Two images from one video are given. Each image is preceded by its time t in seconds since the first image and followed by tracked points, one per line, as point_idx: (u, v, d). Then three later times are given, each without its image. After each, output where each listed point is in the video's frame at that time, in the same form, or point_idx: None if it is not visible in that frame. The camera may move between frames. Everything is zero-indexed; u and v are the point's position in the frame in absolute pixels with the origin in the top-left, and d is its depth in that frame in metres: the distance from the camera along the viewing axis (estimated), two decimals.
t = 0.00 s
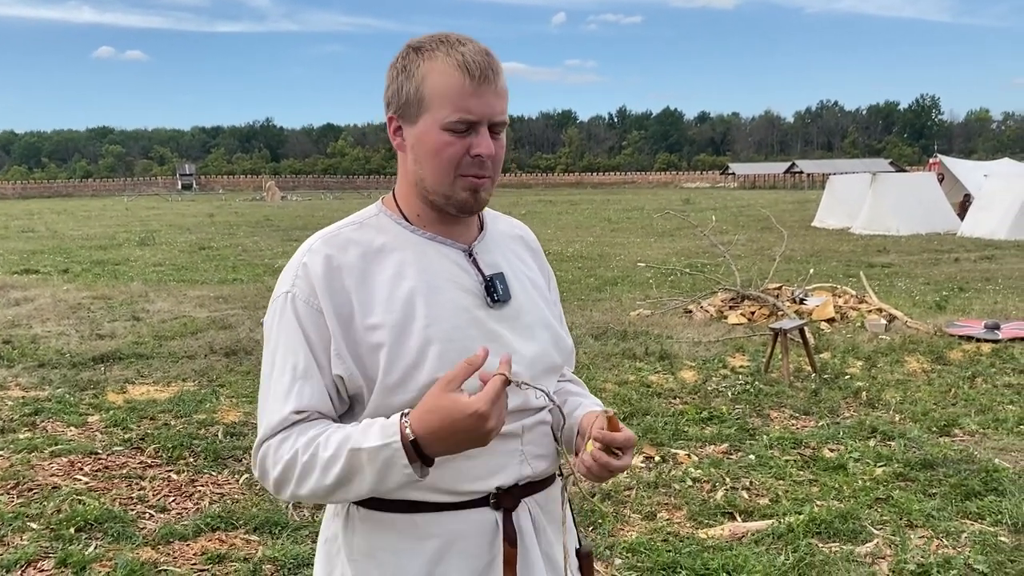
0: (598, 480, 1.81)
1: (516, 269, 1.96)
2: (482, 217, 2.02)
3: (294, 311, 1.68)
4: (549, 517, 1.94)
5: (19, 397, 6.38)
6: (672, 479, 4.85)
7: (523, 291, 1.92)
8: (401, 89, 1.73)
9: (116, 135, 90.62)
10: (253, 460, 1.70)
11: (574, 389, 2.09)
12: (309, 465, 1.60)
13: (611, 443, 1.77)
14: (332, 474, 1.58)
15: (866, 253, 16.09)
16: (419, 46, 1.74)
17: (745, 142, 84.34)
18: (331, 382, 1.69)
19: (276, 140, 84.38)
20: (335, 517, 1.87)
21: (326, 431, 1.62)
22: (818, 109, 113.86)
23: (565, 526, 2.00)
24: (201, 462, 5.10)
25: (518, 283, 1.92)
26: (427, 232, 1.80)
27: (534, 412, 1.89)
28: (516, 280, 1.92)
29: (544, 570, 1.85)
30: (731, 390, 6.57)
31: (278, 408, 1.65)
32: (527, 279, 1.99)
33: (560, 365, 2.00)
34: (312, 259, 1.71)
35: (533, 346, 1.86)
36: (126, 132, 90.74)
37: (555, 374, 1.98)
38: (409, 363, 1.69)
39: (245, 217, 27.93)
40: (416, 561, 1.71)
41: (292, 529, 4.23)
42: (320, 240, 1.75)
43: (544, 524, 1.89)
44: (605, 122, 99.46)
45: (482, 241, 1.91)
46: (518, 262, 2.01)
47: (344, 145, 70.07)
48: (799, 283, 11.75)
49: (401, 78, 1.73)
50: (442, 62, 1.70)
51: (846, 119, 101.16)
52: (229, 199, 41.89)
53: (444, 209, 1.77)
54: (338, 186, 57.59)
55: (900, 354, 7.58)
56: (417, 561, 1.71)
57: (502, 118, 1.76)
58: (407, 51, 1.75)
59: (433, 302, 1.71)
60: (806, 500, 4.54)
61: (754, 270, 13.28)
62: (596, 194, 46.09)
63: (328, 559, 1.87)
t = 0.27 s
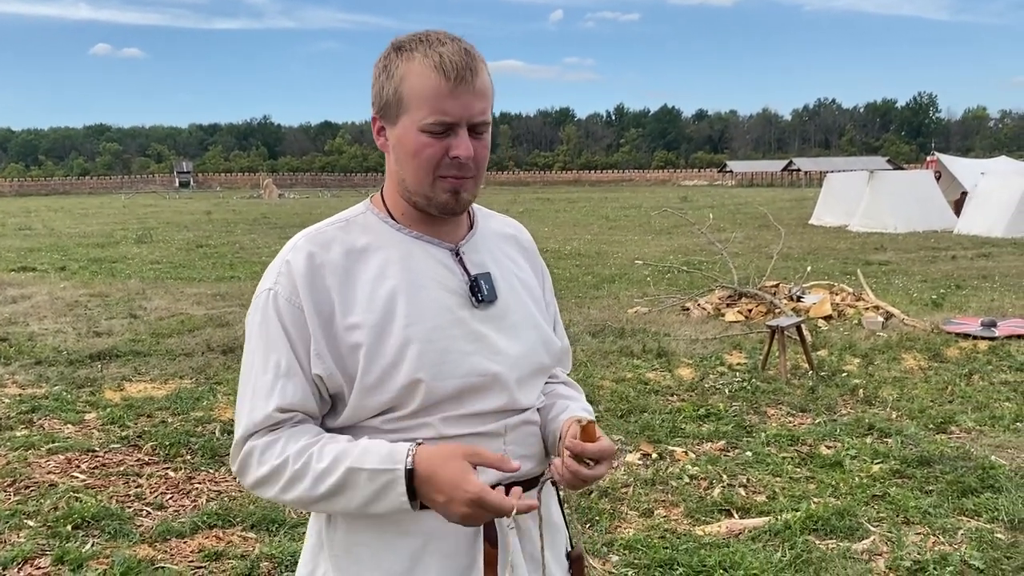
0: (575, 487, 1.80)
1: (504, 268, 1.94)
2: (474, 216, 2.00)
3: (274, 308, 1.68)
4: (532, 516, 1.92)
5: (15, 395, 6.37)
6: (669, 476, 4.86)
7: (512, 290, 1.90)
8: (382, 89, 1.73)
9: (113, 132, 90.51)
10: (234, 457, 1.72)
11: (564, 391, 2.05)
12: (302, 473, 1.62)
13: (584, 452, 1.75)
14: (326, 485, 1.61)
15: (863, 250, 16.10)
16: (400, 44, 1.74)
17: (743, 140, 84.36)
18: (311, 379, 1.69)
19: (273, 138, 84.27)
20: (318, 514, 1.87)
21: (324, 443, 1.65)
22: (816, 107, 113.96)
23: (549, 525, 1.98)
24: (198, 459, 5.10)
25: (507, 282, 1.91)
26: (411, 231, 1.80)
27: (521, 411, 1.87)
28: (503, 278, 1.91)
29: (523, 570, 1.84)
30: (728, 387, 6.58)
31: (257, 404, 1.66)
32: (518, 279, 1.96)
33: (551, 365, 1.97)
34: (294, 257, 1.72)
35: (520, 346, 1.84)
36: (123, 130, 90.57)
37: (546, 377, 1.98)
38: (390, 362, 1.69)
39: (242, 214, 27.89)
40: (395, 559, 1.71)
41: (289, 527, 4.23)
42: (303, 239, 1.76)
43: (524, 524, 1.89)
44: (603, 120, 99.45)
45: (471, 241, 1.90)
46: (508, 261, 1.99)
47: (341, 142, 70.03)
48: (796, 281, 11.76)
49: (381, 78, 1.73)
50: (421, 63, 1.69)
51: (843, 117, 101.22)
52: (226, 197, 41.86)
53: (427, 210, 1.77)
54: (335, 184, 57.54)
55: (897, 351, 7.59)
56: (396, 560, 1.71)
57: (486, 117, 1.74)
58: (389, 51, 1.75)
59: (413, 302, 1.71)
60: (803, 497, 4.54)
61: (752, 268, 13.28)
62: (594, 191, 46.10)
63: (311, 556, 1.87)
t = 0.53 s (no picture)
0: (558, 488, 1.77)
1: (496, 266, 1.91)
2: (468, 213, 1.98)
3: (258, 303, 1.70)
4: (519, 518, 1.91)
5: (13, 393, 6.37)
6: (666, 474, 4.86)
7: (502, 290, 1.88)
8: (367, 88, 1.73)
9: (112, 130, 90.38)
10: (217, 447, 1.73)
11: (560, 392, 2.01)
12: (269, 455, 1.61)
13: (569, 452, 1.73)
14: (289, 463, 1.60)
15: (862, 248, 16.11)
16: (386, 42, 1.73)
17: (741, 138, 84.37)
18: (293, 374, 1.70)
19: (272, 136, 84.20)
20: (303, 510, 1.88)
21: (287, 420, 1.64)
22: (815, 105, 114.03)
23: (537, 527, 1.96)
24: (196, 457, 5.10)
25: (498, 282, 1.89)
26: (396, 227, 1.79)
27: (508, 411, 1.85)
28: (493, 277, 1.88)
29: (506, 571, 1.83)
30: (726, 385, 6.59)
31: (238, 397, 1.67)
32: (511, 278, 1.94)
33: (542, 366, 1.95)
34: (279, 252, 1.73)
35: (508, 347, 1.82)
36: (121, 127, 90.47)
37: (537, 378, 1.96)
38: (371, 361, 1.69)
39: (240, 212, 27.87)
40: (377, 553, 1.71)
41: (287, 524, 4.23)
42: (290, 233, 1.77)
43: (510, 526, 1.87)
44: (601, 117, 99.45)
45: (461, 239, 1.88)
46: (503, 260, 1.96)
47: (340, 140, 69.98)
48: (794, 278, 11.78)
49: (367, 77, 1.74)
50: (404, 62, 1.68)
51: (842, 115, 101.25)
52: (224, 195, 41.82)
53: (412, 209, 1.77)
54: (334, 182, 57.51)
55: (894, 349, 7.60)
56: (378, 553, 1.71)
57: (471, 116, 1.73)
58: (374, 49, 1.75)
59: (396, 301, 1.71)
60: (801, 494, 4.54)
61: (750, 266, 13.29)
62: (592, 189, 46.13)
63: (297, 554, 1.88)
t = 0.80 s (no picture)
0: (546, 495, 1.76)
1: (499, 269, 1.91)
2: (472, 212, 1.98)
3: (261, 302, 1.69)
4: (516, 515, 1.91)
5: (12, 390, 6.36)
6: (665, 471, 4.86)
7: (505, 293, 1.88)
8: (375, 84, 1.73)
9: (110, 128, 90.24)
10: (214, 446, 1.73)
11: (558, 394, 2.01)
12: (277, 463, 1.64)
13: (558, 460, 1.72)
14: (300, 475, 1.63)
15: (861, 246, 16.11)
16: (394, 38, 1.74)
17: (740, 136, 84.36)
18: (294, 374, 1.70)
19: (271, 134, 84.13)
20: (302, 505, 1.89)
21: (300, 432, 1.66)
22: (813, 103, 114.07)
23: (533, 524, 1.95)
24: (194, 454, 5.10)
25: (502, 284, 1.88)
26: (400, 227, 1.79)
27: (506, 414, 1.85)
28: (497, 279, 1.88)
29: (501, 569, 1.82)
30: (725, 382, 6.59)
31: (239, 398, 1.67)
32: (515, 281, 1.94)
33: (542, 368, 1.95)
34: (282, 250, 1.72)
35: (510, 350, 1.83)
36: (120, 125, 90.36)
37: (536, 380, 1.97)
38: (374, 363, 1.69)
39: (239, 210, 27.83)
40: (373, 552, 1.72)
41: (286, 521, 4.23)
42: (293, 231, 1.76)
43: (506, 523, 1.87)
44: (599, 115, 99.49)
45: (465, 240, 1.88)
46: (507, 261, 1.96)
47: (338, 138, 69.92)
48: (793, 276, 11.79)
49: (374, 72, 1.74)
50: (413, 57, 1.69)
51: (841, 113, 101.27)
52: (223, 192, 41.81)
53: (417, 209, 1.77)
54: (333, 179, 57.48)
55: (893, 346, 7.60)
56: (374, 553, 1.72)
57: (478, 113, 1.73)
58: (382, 45, 1.75)
59: (400, 303, 1.71)
60: (800, 492, 4.55)
61: (749, 263, 13.29)
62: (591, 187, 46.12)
63: (295, 544, 1.90)
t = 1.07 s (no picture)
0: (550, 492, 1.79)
1: (516, 269, 1.92)
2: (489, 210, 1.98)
3: (284, 302, 1.68)
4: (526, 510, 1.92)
5: (11, 387, 6.36)
6: (665, 468, 4.86)
7: (523, 293, 1.89)
8: (403, 80, 1.72)
9: (108, 126, 90.15)
10: (240, 446, 1.72)
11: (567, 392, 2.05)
12: (323, 464, 1.65)
13: (561, 459, 1.74)
14: (349, 474, 1.64)
15: (860, 243, 16.12)
16: (425, 34, 1.72)
17: (739, 134, 84.35)
18: (318, 375, 1.70)
19: (270, 132, 84.08)
20: (315, 500, 1.89)
21: (344, 434, 1.68)
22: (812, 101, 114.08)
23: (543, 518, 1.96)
24: (194, 451, 5.10)
25: (519, 284, 1.89)
26: (422, 227, 1.78)
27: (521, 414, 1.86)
28: (514, 280, 1.89)
29: (513, 564, 1.83)
30: (725, 380, 6.60)
31: (267, 399, 1.66)
32: (531, 280, 1.95)
33: (555, 367, 1.97)
34: (305, 249, 1.71)
35: (527, 351, 1.84)
36: (118, 123, 90.26)
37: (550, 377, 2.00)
38: (396, 364, 1.69)
39: (238, 207, 27.82)
40: (390, 549, 1.72)
41: (287, 518, 4.23)
42: (314, 230, 1.74)
43: (518, 518, 1.88)
44: (598, 112, 99.49)
45: (483, 239, 1.88)
46: (523, 260, 1.97)
47: (337, 136, 69.87)
48: (793, 274, 11.79)
49: (402, 67, 1.72)
50: (444, 55, 1.68)
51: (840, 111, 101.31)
52: (222, 190, 41.81)
53: (438, 208, 1.76)
54: (332, 177, 57.46)
55: (893, 344, 7.61)
56: (391, 549, 1.72)
57: (506, 114, 1.72)
58: (412, 40, 1.73)
59: (422, 304, 1.71)
60: (800, 489, 4.55)
61: (748, 261, 13.30)
62: (591, 184, 46.12)
63: (308, 539, 1.89)
